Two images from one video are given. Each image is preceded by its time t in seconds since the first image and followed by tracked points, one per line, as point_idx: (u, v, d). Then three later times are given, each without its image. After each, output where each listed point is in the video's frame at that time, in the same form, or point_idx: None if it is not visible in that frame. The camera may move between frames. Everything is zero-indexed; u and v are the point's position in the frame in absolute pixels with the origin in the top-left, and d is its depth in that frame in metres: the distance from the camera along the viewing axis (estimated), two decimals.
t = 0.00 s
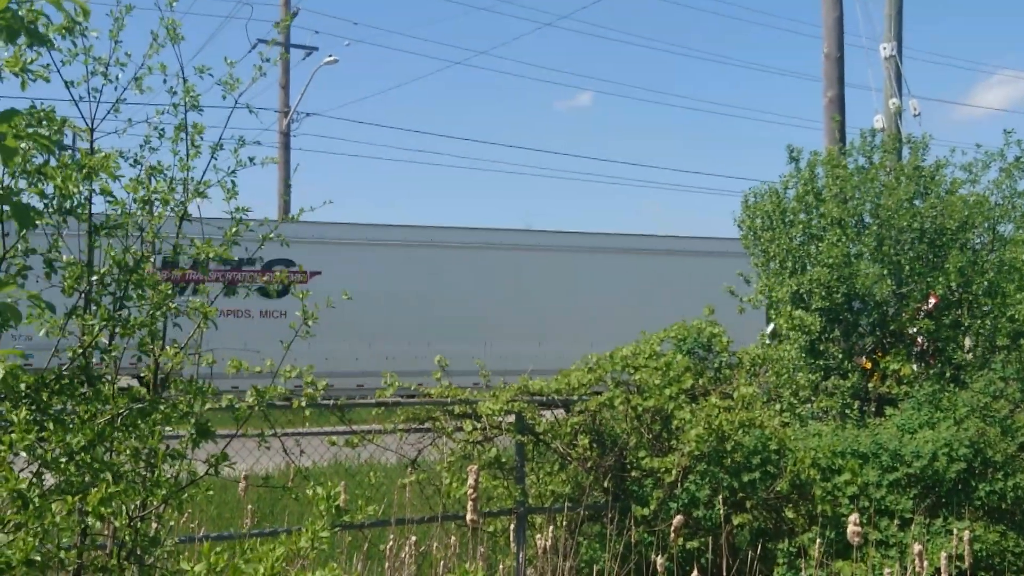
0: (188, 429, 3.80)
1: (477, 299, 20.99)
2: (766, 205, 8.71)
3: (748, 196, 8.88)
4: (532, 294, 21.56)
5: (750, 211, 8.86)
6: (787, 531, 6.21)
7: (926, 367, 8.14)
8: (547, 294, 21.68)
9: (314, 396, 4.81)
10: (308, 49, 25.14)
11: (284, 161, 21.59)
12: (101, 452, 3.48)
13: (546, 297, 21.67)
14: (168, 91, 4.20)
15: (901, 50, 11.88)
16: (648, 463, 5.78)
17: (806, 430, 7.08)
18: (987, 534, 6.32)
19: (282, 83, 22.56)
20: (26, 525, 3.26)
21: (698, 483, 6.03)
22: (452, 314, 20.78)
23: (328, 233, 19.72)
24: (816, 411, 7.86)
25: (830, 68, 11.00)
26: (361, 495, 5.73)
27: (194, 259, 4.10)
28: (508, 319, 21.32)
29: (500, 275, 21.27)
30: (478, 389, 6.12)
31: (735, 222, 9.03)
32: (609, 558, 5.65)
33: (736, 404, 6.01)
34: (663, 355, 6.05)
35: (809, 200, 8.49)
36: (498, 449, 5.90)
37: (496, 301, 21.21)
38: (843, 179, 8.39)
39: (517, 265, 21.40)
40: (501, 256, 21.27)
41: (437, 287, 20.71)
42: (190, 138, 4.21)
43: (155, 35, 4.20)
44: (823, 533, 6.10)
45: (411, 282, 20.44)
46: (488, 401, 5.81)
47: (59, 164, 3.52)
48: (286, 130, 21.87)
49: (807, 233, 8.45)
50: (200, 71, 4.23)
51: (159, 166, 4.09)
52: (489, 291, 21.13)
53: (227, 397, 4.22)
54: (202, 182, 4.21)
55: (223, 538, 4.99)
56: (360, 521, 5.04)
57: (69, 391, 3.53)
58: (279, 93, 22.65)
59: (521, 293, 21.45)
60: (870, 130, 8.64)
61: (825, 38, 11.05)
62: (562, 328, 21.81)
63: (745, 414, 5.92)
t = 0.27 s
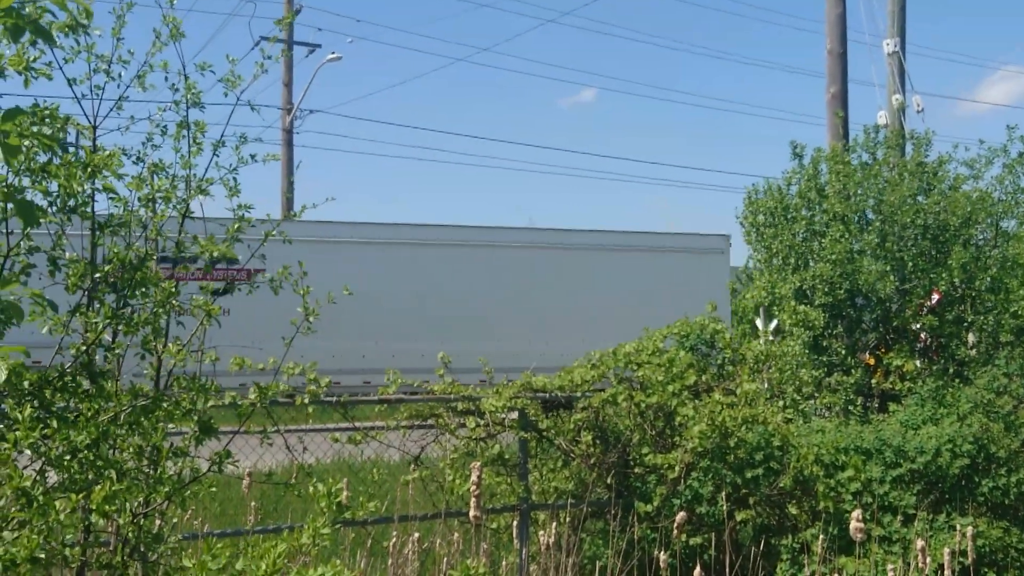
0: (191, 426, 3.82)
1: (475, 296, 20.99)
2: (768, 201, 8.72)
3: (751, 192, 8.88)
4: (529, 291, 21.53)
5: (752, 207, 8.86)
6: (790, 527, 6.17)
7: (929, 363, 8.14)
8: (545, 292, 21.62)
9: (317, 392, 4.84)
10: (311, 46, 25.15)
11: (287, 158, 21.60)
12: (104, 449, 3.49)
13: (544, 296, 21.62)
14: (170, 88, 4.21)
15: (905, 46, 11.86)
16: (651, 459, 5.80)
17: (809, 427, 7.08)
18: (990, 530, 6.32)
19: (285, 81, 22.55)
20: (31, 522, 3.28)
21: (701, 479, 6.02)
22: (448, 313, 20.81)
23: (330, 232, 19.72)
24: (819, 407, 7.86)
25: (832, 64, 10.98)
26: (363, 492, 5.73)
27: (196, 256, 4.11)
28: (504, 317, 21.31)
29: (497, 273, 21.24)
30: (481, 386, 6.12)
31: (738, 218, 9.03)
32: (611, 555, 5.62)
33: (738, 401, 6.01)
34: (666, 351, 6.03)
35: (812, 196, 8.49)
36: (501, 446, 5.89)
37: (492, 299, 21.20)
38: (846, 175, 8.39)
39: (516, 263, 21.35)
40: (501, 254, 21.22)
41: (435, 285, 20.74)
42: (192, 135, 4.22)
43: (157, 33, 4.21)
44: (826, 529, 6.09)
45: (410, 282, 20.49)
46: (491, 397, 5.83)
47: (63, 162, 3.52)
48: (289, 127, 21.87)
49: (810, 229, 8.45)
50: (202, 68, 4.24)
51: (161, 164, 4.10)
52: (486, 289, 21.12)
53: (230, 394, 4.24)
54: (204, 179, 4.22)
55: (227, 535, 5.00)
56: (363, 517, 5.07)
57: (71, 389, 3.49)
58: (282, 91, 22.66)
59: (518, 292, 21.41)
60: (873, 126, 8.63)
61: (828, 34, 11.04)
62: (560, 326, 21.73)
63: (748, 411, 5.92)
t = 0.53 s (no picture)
0: (195, 424, 3.81)
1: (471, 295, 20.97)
2: (770, 197, 8.71)
3: (753, 189, 8.87)
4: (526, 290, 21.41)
5: (754, 204, 8.86)
6: (794, 523, 6.20)
7: (932, 359, 8.14)
8: (541, 290, 21.50)
9: (321, 389, 4.78)
10: (312, 44, 25.15)
11: (289, 155, 21.60)
12: (109, 447, 3.48)
13: (540, 294, 21.50)
14: (174, 86, 4.21)
15: (907, 41, 11.84)
16: (654, 456, 5.80)
17: (813, 423, 7.08)
18: (994, 526, 6.31)
19: (287, 78, 22.55)
20: (35, 519, 3.29)
21: (705, 476, 6.01)
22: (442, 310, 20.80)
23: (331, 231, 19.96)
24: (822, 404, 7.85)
25: (835, 60, 10.97)
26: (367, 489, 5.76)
27: (200, 254, 4.11)
28: (499, 315, 21.22)
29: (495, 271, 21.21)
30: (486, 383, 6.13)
31: (740, 215, 9.03)
32: (616, 551, 5.61)
33: (742, 397, 6.01)
34: (670, 348, 6.06)
35: (814, 192, 8.49)
36: (505, 442, 5.89)
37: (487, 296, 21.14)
38: (849, 171, 8.38)
39: (512, 260, 21.29)
40: (499, 251, 21.19)
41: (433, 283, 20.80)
42: (196, 133, 4.22)
43: (161, 30, 4.21)
44: (830, 525, 6.09)
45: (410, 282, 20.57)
46: (495, 394, 5.83)
47: (65, 159, 3.52)
48: (291, 125, 21.87)
49: (813, 225, 8.45)
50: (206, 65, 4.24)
51: (165, 161, 4.10)
52: (483, 288, 21.09)
53: (235, 391, 4.25)
54: (208, 177, 4.22)
55: (232, 532, 5.01)
56: (367, 514, 5.06)
57: (76, 387, 3.55)
58: (285, 88, 22.66)
59: (514, 290, 21.31)
60: (876, 122, 8.62)
61: (831, 30, 11.02)
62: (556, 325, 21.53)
63: (751, 407, 5.92)
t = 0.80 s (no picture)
0: (199, 420, 3.84)
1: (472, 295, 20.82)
2: (774, 193, 8.70)
3: (757, 185, 8.87)
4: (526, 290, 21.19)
5: (758, 200, 8.85)
6: (799, 519, 6.19)
7: (937, 355, 8.13)
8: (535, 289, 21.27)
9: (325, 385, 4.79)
10: (315, 40, 25.12)
11: (293, 153, 21.61)
12: (115, 442, 3.51)
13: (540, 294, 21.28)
14: (177, 82, 4.22)
15: (912, 37, 11.82)
16: (660, 452, 5.80)
17: (817, 419, 7.07)
18: (1000, 522, 6.30)
19: (291, 75, 22.55)
20: (41, 514, 3.30)
21: (710, 472, 6.03)
22: (429, 308, 20.49)
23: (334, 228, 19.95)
24: (826, 400, 7.84)
25: (839, 56, 10.95)
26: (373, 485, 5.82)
27: (203, 249, 4.13)
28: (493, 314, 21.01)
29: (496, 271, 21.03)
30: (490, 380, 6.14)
31: (744, 211, 9.01)
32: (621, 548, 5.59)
33: (747, 393, 6.01)
34: (675, 343, 6.05)
35: (818, 188, 8.48)
36: (510, 439, 5.89)
37: (472, 295, 20.88)
38: (853, 167, 8.37)
39: (496, 257, 21.03)
40: (485, 248, 20.95)
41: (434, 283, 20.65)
42: (200, 129, 4.23)
43: (165, 26, 4.22)
44: (835, 521, 6.09)
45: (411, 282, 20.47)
46: (499, 391, 5.80)
47: (67, 154, 3.53)
48: (295, 122, 21.88)
49: (817, 221, 8.44)
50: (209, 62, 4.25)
51: (169, 158, 4.11)
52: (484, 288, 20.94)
53: (239, 388, 4.26)
54: (212, 173, 4.23)
55: (237, 528, 5.02)
56: (372, 510, 5.07)
57: (79, 382, 3.49)
58: (289, 85, 22.66)
59: (499, 288, 21.07)
60: (881, 118, 8.61)
61: (835, 26, 11.00)
62: (542, 324, 21.19)
63: (756, 403, 5.92)
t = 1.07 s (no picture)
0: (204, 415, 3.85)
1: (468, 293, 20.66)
2: (779, 188, 8.69)
3: (761, 179, 8.86)
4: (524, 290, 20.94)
5: (763, 195, 8.84)
6: (805, 513, 6.17)
7: (942, 350, 8.13)
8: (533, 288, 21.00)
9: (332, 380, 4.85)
10: (319, 36, 25.08)
11: (297, 148, 21.62)
12: (121, 438, 3.51)
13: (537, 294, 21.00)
14: (179, 77, 4.23)
15: (917, 31, 11.79)
16: (664, 447, 5.79)
17: (822, 414, 7.07)
18: (1005, 517, 6.30)
19: (295, 70, 22.53)
20: (48, 509, 3.32)
21: (714, 467, 6.02)
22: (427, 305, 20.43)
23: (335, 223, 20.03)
24: (831, 395, 7.84)
25: (844, 50, 10.93)
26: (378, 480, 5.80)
27: (208, 244, 4.13)
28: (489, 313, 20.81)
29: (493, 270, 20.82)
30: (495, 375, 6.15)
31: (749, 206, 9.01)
32: (626, 543, 5.62)
33: (752, 388, 6.02)
34: (680, 338, 6.04)
35: (823, 183, 8.47)
36: (514, 434, 5.90)
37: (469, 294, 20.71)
38: (858, 162, 8.36)
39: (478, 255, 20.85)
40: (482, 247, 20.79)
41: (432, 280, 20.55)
42: (202, 124, 4.23)
43: (166, 21, 4.23)
44: (840, 516, 6.09)
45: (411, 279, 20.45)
46: (504, 385, 5.83)
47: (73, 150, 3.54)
48: (299, 117, 21.87)
49: (822, 216, 8.44)
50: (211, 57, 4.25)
51: (173, 153, 4.11)
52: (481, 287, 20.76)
53: (245, 383, 4.26)
54: (215, 168, 4.24)
55: (245, 523, 5.06)
56: (377, 505, 5.10)
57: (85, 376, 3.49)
58: (292, 81, 22.67)
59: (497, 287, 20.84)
60: (885, 112, 8.59)
61: (840, 21, 10.98)
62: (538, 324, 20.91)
63: (761, 398, 5.92)
